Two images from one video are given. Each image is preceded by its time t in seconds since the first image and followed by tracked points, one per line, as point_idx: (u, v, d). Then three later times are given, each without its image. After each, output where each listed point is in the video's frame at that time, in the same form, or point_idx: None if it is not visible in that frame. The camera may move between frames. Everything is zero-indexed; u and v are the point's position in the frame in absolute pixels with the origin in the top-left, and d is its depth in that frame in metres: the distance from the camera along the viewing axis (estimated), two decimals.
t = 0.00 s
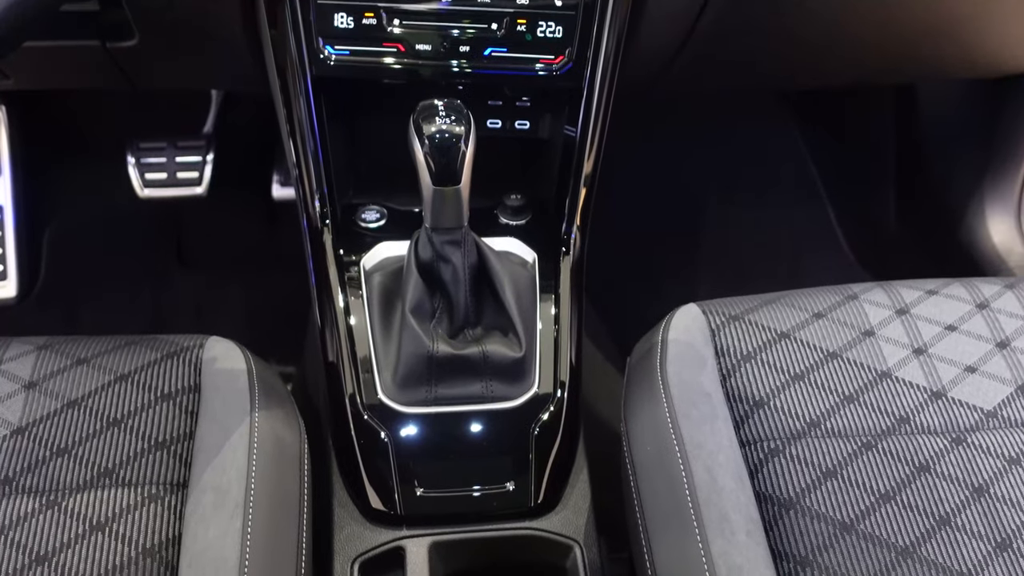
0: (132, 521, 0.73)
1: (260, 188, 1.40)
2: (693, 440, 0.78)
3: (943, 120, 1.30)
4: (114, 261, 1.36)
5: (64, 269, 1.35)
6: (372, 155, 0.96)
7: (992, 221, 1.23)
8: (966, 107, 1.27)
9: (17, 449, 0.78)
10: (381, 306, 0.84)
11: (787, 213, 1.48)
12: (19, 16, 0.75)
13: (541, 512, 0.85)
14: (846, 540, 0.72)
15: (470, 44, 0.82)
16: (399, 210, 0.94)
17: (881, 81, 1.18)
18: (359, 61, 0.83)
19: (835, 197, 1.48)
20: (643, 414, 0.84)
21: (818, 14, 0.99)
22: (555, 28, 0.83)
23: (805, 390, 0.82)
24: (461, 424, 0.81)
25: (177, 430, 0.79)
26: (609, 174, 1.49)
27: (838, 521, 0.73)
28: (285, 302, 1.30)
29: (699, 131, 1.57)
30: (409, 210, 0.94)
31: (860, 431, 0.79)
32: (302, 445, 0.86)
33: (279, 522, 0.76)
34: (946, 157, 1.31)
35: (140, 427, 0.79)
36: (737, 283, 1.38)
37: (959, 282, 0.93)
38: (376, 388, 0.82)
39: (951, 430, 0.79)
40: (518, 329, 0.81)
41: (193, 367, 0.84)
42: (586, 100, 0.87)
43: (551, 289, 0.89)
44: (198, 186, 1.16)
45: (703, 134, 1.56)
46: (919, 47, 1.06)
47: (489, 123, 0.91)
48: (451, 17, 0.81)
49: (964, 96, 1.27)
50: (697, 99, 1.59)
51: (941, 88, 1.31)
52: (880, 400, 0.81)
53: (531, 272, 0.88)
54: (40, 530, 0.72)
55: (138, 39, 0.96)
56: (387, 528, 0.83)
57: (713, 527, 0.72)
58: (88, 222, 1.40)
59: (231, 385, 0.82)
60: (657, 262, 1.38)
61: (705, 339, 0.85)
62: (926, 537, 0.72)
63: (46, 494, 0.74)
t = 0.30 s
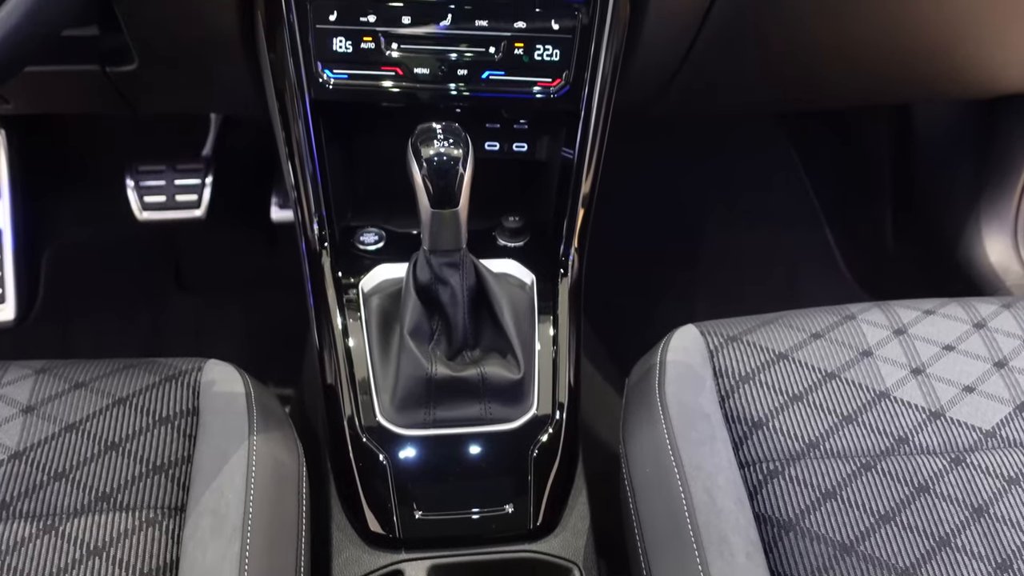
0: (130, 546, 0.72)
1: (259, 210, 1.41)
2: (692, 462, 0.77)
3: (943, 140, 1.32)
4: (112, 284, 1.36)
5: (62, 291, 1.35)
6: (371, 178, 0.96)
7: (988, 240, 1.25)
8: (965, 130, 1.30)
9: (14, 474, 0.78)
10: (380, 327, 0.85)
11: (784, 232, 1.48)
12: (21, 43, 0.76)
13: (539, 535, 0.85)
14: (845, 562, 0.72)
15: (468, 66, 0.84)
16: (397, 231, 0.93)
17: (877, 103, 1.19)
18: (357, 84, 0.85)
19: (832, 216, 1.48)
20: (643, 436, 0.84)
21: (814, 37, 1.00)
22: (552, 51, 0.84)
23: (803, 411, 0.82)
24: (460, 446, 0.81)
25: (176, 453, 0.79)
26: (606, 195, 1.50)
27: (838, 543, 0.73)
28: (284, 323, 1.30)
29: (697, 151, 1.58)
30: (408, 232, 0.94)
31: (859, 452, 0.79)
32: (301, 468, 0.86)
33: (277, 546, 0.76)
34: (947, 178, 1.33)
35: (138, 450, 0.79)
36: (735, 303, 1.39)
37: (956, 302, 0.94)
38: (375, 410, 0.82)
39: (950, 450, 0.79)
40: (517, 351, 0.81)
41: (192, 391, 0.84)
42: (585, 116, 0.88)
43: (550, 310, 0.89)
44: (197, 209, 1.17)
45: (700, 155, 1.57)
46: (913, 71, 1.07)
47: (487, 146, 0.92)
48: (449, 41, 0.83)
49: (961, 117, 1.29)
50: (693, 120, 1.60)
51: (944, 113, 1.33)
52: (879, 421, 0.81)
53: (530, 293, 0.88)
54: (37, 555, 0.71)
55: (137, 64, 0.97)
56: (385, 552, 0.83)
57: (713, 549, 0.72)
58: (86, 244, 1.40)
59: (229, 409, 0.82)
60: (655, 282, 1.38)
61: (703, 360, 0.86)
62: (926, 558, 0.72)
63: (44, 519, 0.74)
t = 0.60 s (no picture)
0: (128, 571, 0.72)
1: (259, 233, 1.41)
2: (692, 485, 0.77)
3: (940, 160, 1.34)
4: (111, 307, 1.37)
5: (62, 314, 1.35)
6: (371, 203, 0.97)
7: (987, 260, 1.26)
8: (960, 149, 1.31)
9: (13, 498, 0.77)
10: (380, 350, 0.85)
11: (782, 251, 1.49)
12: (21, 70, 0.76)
13: (539, 558, 0.84)
14: None
15: (467, 90, 0.85)
16: (394, 254, 0.94)
17: (872, 124, 1.20)
18: (357, 108, 0.86)
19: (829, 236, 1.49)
20: (642, 458, 0.83)
21: (810, 58, 1.01)
22: (550, 75, 0.85)
23: (803, 432, 0.82)
24: (460, 468, 0.81)
25: (175, 477, 0.79)
26: (605, 215, 1.51)
27: (839, 565, 0.72)
28: (283, 345, 1.30)
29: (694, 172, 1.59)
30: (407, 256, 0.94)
31: (859, 473, 0.79)
32: (300, 491, 0.86)
33: (276, 571, 0.76)
34: (943, 198, 1.34)
35: (137, 475, 0.79)
36: (734, 323, 1.39)
37: (954, 322, 0.94)
38: (374, 433, 0.82)
39: (950, 471, 0.78)
40: (516, 374, 0.81)
41: (191, 415, 0.84)
42: (583, 141, 0.88)
43: (549, 332, 0.89)
44: (197, 231, 1.17)
45: (698, 176, 1.58)
46: (908, 92, 1.08)
47: (485, 168, 0.92)
48: (448, 65, 0.84)
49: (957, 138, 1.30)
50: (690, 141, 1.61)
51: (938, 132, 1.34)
52: (879, 442, 0.81)
53: (528, 315, 0.88)
54: None
55: (138, 87, 0.97)
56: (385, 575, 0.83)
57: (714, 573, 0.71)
58: (86, 267, 1.40)
59: (229, 433, 0.82)
60: (654, 303, 1.39)
61: (703, 382, 0.86)
62: None
63: (42, 544, 0.74)
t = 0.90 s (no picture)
0: None
1: (259, 257, 1.42)
2: (692, 507, 0.77)
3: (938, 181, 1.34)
4: (111, 330, 1.37)
5: (62, 337, 1.35)
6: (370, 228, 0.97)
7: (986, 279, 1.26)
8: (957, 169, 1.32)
9: (11, 523, 0.77)
10: (380, 372, 0.84)
11: (781, 271, 1.49)
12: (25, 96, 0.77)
13: None
14: None
15: (466, 113, 0.86)
16: (393, 276, 0.94)
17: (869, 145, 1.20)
18: (357, 131, 0.86)
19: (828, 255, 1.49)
20: (643, 481, 0.83)
21: (807, 81, 1.02)
22: (549, 98, 0.86)
23: (804, 453, 0.82)
24: (460, 491, 0.81)
25: (174, 501, 0.79)
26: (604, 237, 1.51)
27: None
28: (282, 368, 1.30)
29: (692, 193, 1.60)
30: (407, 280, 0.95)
31: (860, 495, 0.78)
32: (299, 515, 0.85)
33: None
34: (940, 217, 1.34)
35: (135, 499, 0.78)
36: (734, 343, 1.39)
37: (954, 343, 0.94)
38: (373, 456, 0.82)
39: (951, 492, 0.78)
40: (516, 398, 0.81)
41: (190, 439, 0.84)
42: (580, 169, 0.89)
43: (549, 353, 0.89)
44: (197, 254, 1.17)
45: (696, 197, 1.59)
46: (906, 114, 1.09)
47: (485, 191, 0.92)
48: (447, 88, 0.85)
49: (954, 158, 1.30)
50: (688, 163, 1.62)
51: (935, 152, 1.35)
52: (879, 463, 0.81)
53: (528, 337, 0.88)
54: None
55: (137, 112, 0.98)
56: None
57: None
58: (87, 289, 1.40)
59: (228, 457, 0.82)
60: (654, 323, 1.39)
61: (703, 404, 0.86)
62: None
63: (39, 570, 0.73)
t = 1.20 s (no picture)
0: None
1: (258, 278, 1.42)
2: (693, 529, 0.77)
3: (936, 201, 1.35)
4: (111, 351, 1.37)
5: (61, 358, 1.36)
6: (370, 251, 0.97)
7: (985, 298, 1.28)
8: (954, 188, 1.32)
9: (9, 548, 0.77)
10: (379, 394, 0.85)
11: (780, 290, 1.49)
12: (27, 125, 0.77)
13: None
14: None
15: (466, 135, 0.86)
16: (394, 298, 0.94)
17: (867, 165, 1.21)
18: (357, 154, 0.86)
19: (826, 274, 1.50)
20: (643, 503, 0.83)
21: (804, 103, 1.02)
22: (548, 120, 0.86)
23: (804, 475, 0.81)
24: (459, 514, 0.80)
25: (173, 525, 0.78)
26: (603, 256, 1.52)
27: None
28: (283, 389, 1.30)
29: (691, 212, 1.60)
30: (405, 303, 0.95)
31: (861, 517, 0.78)
32: (298, 538, 0.84)
33: None
34: (939, 236, 1.35)
35: (134, 523, 0.78)
36: (734, 362, 1.39)
37: (953, 363, 0.94)
38: (373, 479, 0.82)
39: (952, 514, 0.78)
40: (516, 420, 0.81)
41: (189, 462, 0.84)
42: (580, 186, 0.89)
43: (548, 374, 0.89)
44: (197, 275, 1.17)
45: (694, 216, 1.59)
46: (903, 135, 1.09)
47: (485, 213, 0.92)
48: (447, 111, 0.85)
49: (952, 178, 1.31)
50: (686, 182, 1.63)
51: (932, 171, 1.35)
52: (880, 484, 0.81)
53: (527, 358, 0.88)
54: None
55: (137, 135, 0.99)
56: None
57: None
58: (87, 310, 1.41)
59: (228, 480, 0.82)
60: (654, 342, 1.39)
61: (703, 426, 0.86)
62: None
63: None
